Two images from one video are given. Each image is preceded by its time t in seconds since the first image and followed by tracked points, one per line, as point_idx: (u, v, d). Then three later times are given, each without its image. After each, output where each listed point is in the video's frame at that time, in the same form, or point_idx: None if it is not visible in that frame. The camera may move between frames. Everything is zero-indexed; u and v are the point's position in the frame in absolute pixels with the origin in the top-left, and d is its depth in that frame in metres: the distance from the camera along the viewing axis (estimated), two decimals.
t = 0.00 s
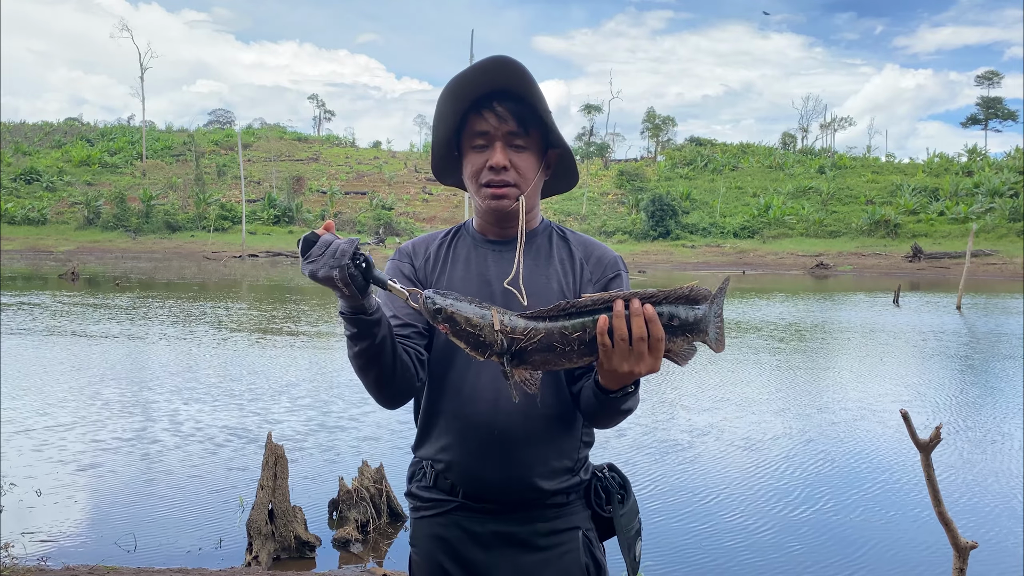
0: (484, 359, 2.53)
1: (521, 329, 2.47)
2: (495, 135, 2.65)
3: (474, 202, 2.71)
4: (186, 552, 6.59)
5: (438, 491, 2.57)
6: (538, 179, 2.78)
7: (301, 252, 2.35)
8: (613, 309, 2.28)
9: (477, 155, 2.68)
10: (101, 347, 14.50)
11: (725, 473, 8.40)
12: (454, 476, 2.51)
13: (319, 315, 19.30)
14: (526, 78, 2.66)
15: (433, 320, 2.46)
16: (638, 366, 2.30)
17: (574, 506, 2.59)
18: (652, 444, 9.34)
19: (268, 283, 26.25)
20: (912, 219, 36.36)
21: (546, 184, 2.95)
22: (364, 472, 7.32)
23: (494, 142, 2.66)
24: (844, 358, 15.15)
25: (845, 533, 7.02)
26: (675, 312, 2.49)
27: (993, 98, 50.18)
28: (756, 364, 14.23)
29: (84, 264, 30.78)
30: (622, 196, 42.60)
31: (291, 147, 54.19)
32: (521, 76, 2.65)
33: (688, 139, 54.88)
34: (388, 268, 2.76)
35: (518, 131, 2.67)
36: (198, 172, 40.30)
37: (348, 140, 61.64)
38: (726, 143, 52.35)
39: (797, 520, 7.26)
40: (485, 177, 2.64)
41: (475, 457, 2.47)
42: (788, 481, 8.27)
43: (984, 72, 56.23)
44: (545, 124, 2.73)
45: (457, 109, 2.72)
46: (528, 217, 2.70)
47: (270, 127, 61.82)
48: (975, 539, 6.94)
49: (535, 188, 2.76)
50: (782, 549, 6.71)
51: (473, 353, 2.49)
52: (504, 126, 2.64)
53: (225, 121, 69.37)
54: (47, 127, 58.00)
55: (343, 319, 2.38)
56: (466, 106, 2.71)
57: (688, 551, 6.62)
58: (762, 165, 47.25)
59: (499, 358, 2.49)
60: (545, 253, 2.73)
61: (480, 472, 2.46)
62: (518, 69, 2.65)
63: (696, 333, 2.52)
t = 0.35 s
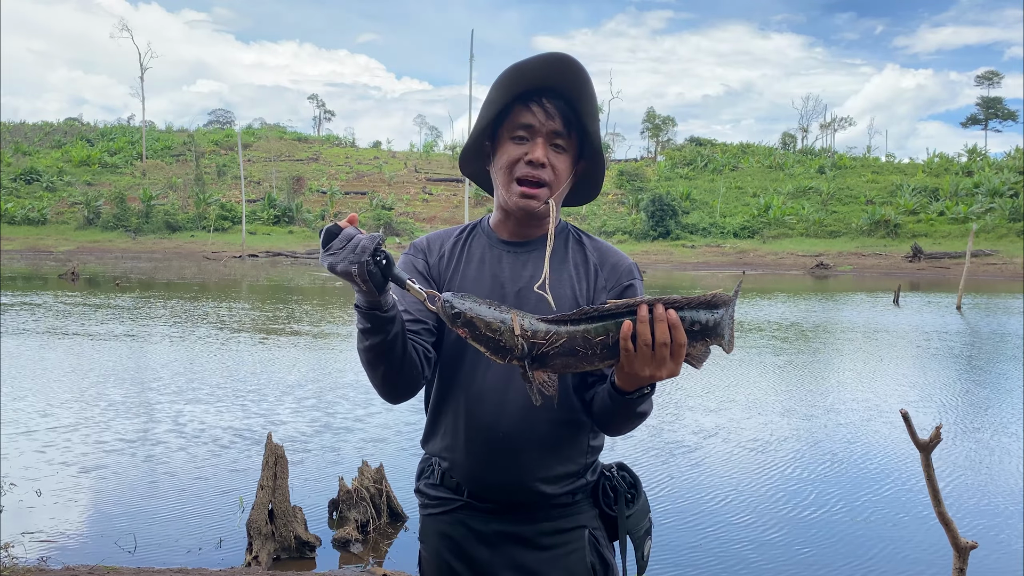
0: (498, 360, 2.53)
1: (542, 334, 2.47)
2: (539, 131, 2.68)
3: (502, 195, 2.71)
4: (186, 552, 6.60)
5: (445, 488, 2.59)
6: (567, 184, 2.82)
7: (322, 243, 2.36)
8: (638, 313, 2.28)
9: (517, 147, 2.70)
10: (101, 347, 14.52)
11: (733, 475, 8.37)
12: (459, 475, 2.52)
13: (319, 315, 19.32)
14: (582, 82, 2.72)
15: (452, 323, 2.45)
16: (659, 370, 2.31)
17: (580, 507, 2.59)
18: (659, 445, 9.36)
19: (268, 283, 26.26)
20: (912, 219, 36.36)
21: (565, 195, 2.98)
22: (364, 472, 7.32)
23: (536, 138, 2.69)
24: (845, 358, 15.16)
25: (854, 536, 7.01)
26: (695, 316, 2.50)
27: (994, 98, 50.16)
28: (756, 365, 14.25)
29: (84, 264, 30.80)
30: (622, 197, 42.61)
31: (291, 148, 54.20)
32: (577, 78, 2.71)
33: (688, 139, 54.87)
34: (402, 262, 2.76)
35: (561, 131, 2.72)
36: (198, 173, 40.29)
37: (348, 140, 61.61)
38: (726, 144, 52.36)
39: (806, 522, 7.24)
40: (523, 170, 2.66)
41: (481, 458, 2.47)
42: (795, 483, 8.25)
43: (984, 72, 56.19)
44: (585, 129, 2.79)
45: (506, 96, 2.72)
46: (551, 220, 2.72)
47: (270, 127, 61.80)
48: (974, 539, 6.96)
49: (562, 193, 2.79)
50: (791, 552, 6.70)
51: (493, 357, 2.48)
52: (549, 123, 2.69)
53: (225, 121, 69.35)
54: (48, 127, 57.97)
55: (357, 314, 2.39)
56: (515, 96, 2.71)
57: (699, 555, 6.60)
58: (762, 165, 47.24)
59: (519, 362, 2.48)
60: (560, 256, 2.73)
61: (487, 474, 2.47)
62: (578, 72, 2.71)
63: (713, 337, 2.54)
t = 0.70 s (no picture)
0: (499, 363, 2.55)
1: (543, 341, 2.48)
2: (551, 136, 2.71)
3: (511, 197, 2.73)
4: (186, 552, 6.62)
5: (447, 489, 2.60)
6: (574, 191, 2.85)
7: (326, 250, 2.39)
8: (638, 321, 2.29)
9: (529, 150, 2.72)
10: (102, 347, 14.55)
11: (739, 477, 8.37)
12: (462, 476, 2.53)
13: (320, 315, 19.35)
14: (598, 93, 2.76)
15: (454, 330, 2.47)
16: (659, 376, 2.32)
17: (582, 506, 2.60)
18: (664, 445, 9.40)
19: (267, 283, 26.27)
20: (912, 219, 36.37)
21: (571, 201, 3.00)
22: (364, 472, 7.33)
23: (548, 142, 2.71)
24: (845, 358, 15.17)
25: (860, 537, 7.03)
26: (694, 324, 2.51)
27: (993, 98, 50.18)
28: (756, 365, 14.27)
29: (84, 264, 30.81)
30: (622, 197, 42.61)
31: (292, 148, 54.21)
32: (594, 89, 2.75)
33: (688, 139, 54.87)
34: (407, 269, 2.78)
35: (573, 138, 2.75)
36: (198, 172, 40.29)
37: (348, 140, 61.60)
38: (726, 144, 52.37)
39: (813, 524, 7.25)
40: (534, 173, 2.68)
41: (484, 459, 2.49)
42: (800, 484, 8.27)
43: (984, 72, 56.21)
44: (596, 138, 2.83)
45: (521, 99, 2.74)
46: (558, 225, 2.75)
47: (270, 127, 61.80)
48: (975, 539, 7.00)
49: (569, 199, 2.82)
50: (799, 553, 6.71)
51: (494, 364, 2.50)
52: (562, 129, 2.71)
53: (225, 121, 69.39)
54: (48, 126, 57.97)
55: (363, 320, 2.41)
56: (532, 99, 2.73)
57: (707, 556, 6.60)
58: (762, 165, 47.26)
59: (521, 368, 2.49)
60: (565, 262, 2.74)
61: (491, 475, 2.48)
62: (596, 84, 2.75)
63: (712, 344, 2.55)
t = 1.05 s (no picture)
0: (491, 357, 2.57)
1: (533, 331, 2.48)
2: (541, 138, 2.70)
3: (504, 199, 2.73)
4: (186, 552, 6.63)
5: (445, 489, 2.60)
6: (566, 190, 2.85)
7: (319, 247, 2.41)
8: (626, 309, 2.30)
9: (520, 154, 2.71)
10: (103, 347, 14.57)
11: (746, 478, 8.36)
12: (460, 475, 2.54)
13: (320, 315, 19.37)
14: (587, 92, 2.73)
15: (446, 321, 2.48)
16: (649, 364, 2.32)
17: (581, 503, 2.61)
18: (671, 446, 9.40)
19: (267, 283, 26.26)
20: (912, 219, 36.36)
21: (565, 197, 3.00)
22: (364, 472, 7.32)
23: (539, 144, 2.70)
24: (845, 358, 15.17)
25: (868, 539, 7.03)
26: (684, 313, 2.51)
27: (993, 98, 50.18)
28: (756, 365, 14.29)
29: (84, 264, 30.81)
30: (622, 197, 42.59)
31: (292, 148, 54.23)
32: (583, 87, 2.73)
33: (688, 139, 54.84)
34: (403, 268, 2.79)
35: (563, 140, 2.74)
36: (199, 172, 40.29)
37: (348, 140, 61.60)
38: (727, 144, 52.36)
39: (821, 526, 7.24)
40: (525, 177, 2.68)
41: (483, 457, 2.49)
42: (807, 485, 8.26)
43: (984, 72, 56.22)
44: (587, 138, 2.82)
45: (510, 103, 2.73)
46: (552, 223, 2.76)
47: (270, 126, 61.82)
48: (975, 539, 7.03)
49: (562, 198, 2.82)
50: (808, 556, 6.70)
51: (486, 355, 2.51)
52: (551, 131, 2.70)
53: (225, 121, 69.42)
54: (48, 126, 57.99)
55: (357, 317, 2.43)
56: (521, 103, 2.72)
57: (716, 559, 6.60)
58: (762, 165, 47.26)
59: (512, 360, 2.51)
60: (561, 257, 2.74)
61: (489, 472, 2.49)
62: (583, 83, 2.72)
63: (704, 334, 2.54)
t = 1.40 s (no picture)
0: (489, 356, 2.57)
1: (529, 328, 2.49)
2: (561, 137, 2.70)
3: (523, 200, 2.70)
4: (186, 552, 6.63)
5: (447, 491, 2.61)
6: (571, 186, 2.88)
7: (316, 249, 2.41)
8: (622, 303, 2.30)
9: (542, 154, 2.68)
10: (103, 347, 14.59)
11: (754, 480, 8.34)
12: (462, 477, 2.54)
13: (320, 315, 19.39)
14: (602, 94, 2.78)
15: (442, 321, 2.50)
16: (645, 359, 2.32)
17: (584, 508, 2.59)
18: (678, 447, 9.40)
19: (267, 283, 26.25)
20: (912, 219, 36.34)
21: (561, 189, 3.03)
22: (364, 472, 7.32)
23: (560, 144, 2.70)
24: (845, 358, 15.18)
25: (878, 542, 7.00)
26: (682, 307, 2.51)
27: (993, 98, 50.15)
28: (756, 365, 14.31)
29: (84, 264, 30.81)
30: (622, 197, 42.57)
31: (292, 147, 54.23)
32: (598, 89, 2.76)
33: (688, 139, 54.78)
34: (404, 272, 2.80)
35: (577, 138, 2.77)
36: (199, 172, 40.28)
37: (348, 140, 61.58)
38: (727, 144, 52.33)
39: (831, 528, 7.22)
40: (551, 178, 2.68)
41: (484, 458, 2.49)
42: (816, 488, 8.23)
43: (984, 72, 56.17)
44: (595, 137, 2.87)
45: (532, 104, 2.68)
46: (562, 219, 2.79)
47: (271, 126, 61.83)
48: (975, 539, 7.04)
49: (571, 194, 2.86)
50: (818, 559, 6.68)
51: (483, 352, 2.52)
52: (571, 130, 2.72)
53: (225, 121, 69.40)
54: (48, 126, 57.95)
55: (356, 318, 2.42)
56: (543, 105, 2.69)
57: (725, 562, 6.58)
58: (762, 165, 47.24)
59: (509, 356, 2.51)
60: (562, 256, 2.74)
61: (490, 473, 2.48)
62: (601, 84, 2.76)
63: (703, 327, 2.54)
